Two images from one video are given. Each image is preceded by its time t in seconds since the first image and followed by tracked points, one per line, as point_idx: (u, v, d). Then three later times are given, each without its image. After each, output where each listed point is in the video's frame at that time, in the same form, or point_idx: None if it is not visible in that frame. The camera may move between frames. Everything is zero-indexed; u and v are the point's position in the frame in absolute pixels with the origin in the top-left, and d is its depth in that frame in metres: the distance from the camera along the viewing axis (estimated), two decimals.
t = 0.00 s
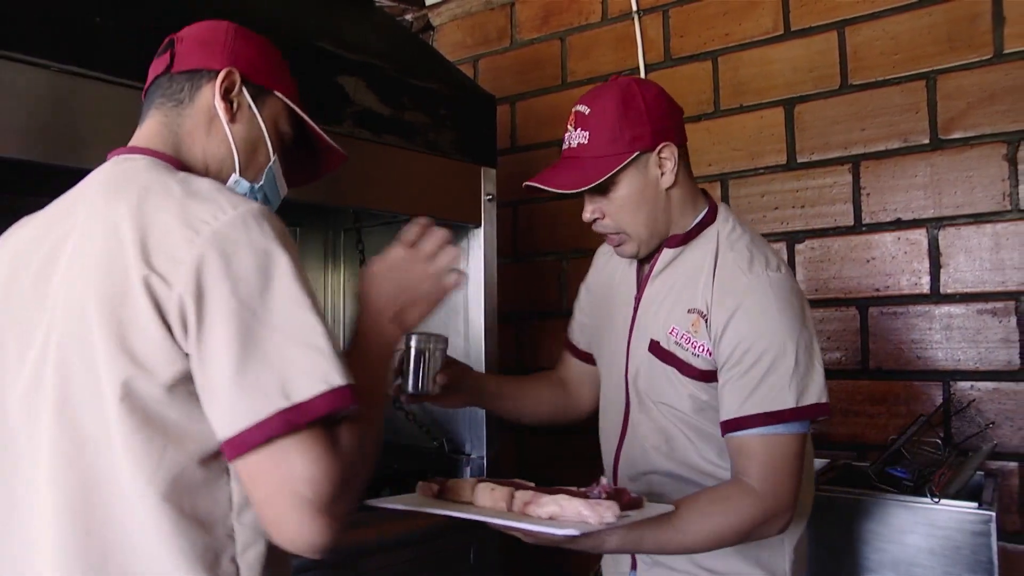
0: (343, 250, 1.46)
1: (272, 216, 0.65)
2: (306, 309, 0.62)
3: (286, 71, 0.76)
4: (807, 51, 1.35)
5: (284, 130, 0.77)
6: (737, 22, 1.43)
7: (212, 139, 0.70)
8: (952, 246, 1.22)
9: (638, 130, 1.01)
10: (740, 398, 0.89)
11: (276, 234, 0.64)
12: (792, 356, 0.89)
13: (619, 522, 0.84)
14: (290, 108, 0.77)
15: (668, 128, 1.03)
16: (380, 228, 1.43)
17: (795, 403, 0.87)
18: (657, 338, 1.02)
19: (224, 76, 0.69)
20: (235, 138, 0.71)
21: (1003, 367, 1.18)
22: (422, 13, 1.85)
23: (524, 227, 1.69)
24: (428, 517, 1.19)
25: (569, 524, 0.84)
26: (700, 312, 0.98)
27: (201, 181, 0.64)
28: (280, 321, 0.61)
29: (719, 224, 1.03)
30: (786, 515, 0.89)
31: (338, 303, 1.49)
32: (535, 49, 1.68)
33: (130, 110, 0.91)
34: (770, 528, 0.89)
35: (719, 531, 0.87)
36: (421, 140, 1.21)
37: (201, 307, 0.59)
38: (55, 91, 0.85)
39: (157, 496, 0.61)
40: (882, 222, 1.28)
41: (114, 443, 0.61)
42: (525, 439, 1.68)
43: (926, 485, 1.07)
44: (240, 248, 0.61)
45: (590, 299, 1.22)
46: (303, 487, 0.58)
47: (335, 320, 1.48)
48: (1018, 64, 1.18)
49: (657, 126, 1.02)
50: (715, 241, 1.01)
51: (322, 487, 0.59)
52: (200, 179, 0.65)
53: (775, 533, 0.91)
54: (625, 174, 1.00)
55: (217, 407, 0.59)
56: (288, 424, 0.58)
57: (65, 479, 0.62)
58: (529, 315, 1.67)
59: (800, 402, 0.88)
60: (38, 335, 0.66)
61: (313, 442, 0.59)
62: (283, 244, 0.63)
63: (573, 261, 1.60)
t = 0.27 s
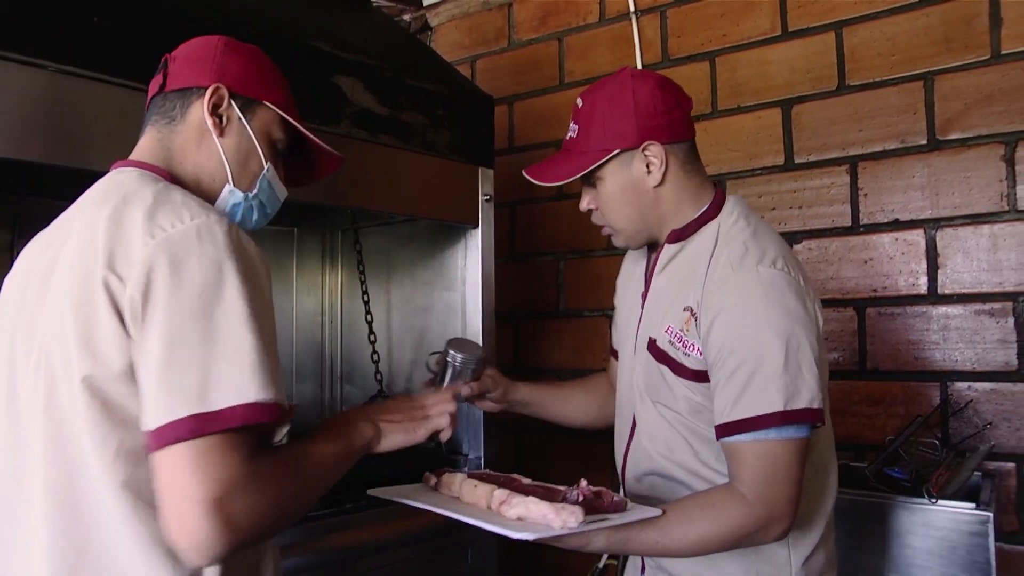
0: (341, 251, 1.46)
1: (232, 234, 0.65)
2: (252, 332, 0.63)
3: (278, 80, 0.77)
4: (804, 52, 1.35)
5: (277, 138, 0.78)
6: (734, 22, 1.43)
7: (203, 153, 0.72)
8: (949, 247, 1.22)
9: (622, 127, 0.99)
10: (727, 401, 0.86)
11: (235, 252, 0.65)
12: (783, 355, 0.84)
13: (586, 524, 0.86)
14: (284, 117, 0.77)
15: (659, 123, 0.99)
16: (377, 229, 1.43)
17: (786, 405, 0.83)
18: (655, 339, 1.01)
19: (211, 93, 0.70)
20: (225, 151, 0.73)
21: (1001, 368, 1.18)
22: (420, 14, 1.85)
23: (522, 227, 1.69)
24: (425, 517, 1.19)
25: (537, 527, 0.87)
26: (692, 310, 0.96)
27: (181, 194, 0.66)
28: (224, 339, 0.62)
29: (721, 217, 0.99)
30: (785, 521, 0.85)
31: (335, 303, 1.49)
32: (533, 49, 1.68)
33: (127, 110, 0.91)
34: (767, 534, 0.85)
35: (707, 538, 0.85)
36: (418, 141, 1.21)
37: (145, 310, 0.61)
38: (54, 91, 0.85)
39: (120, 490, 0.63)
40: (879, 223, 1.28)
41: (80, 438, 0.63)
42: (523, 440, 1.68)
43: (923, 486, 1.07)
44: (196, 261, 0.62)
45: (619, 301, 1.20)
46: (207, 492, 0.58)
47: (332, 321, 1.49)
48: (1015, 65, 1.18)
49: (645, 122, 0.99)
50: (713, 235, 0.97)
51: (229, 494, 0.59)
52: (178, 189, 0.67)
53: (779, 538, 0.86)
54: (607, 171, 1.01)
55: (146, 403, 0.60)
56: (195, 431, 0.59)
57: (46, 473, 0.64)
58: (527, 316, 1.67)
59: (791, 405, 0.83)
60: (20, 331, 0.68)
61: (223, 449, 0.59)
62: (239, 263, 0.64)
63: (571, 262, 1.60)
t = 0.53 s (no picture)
0: (340, 250, 1.45)
1: (226, 244, 0.64)
2: (246, 346, 0.62)
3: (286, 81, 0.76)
4: (803, 52, 1.35)
5: (284, 138, 0.77)
6: (733, 23, 1.43)
7: (211, 157, 0.71)
8: (948, 247, 1.22)
9: (630, 116, 0.99)
10: (724, 396, 0.86)
11: (230, 263, 0.64)
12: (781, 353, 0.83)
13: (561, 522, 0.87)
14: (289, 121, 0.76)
15: (667, 113, 0.99)
16: (375, 229, 1.43)
17: (783, 403, 0.82)
18: (660, 333, 1.02)
19: (221, 97, 0.70)
20: (236, 156, 0.72)
21: (1000, 368, 1.18)
22: (419, 14, 1.85)
23: (521, 227, 1.69)
24: (425, 517, 1.19)
25: (514, 525, 0.88)
26: (696, 305, 0.96)
27: (180, 201, 0.66)
28: (216, 353, 0.60)
29: (730, 213, 0.98)
30: (779, 524, 0.84)
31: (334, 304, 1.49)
32: (532, 50, 1.68)
33: (127, 111, 0.91)
34: (761, 536, 0.85)
35: (698, 536, 0.86)
36: (417, 141, 1.21)
37: (136, 321, 0.60)
38: (53, 91, 0.85)
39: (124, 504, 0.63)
40: (878, 223, 1.28)
41: (87, 453, 0.64)
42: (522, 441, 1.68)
43: (923, 486, 1.07)
44: (191, 273, 0.61)
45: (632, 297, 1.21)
46: (198, 503, 0.57)
47: (331, 321, 1.48)
48: (1014, 66, 1.18)
49: (653, 111, 0.99)
50: (721, 230, 0.97)
51: (220, 505, 0.57)
52: (182, 198, 0.66)
53: (775, 541, 0.86)
54: (616, 159, 1.01)
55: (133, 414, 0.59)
56: (182, 441, 0.57)
57: (59, 487, 0.65)
58: (526, 316, 1.67)
59: (788, 403, 0.82)
60: (27, 343, 0.69)
61: (212, 459, 0.58)
62: (234, 273, 0.63)
63: (570, 262, 1.60)
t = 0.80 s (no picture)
0: (341, 251, 1.45)
1: (239, 240, 0.64)
2: (266, 342, 0.62)
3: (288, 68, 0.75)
4: (803, 52, 1.35)
5: (287, 126, 0.77)
6: (734, 23, 1.43)
7: (214, 147, 0.71)
8: (949, 247, 1.22)
9: (643, 114, 0.98)
10: (724, 398, 0.86)
11: (245, 259, 0.63)
12: (783, 358, 0.84)
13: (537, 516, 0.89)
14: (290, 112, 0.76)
15: (677, 108, 0.99)
16: (376, 229, 1.43)
17: (780, 410, 0.83)
18: (664, 333, 1.02)
19: (223, 85, 0.69)
20: (238, 145, 0.71)
21: (1001, 368, 1.18)
22: (420, 14, 1.85)
23: (522, 228, 1.69)
24: (426, 517, 1.19)
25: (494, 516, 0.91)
26: (700, 306, 0.96)
27: (187, 197, 0.65)
28: (236, 350, 0.60)
29: (739, 213, 0.98)
30: (759, 530, 0.86)
31: (335, 304, 1.49)
32: (532, 50, 1.68)
33: (128, 111, 0.91)
34: (742, 540, 0.87)
35: (682, 538, 0.88)
36: (417, 141, 1.20)
37: (154, 324, 0.60)
38: (53, 91, 0.85)
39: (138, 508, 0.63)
40: (879, 223, 1.28)
41: (101, 454, 0.63)
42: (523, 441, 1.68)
43: (924, 486, 1.07)
44: (206, 271, 0.61)
45: (635, 295, 1.21)
46: (233, 502, 0.57)
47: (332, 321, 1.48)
48: (1014, 66, 1.18)
49: (663, 106, 0.98)
50: (729, 231, 0.96)
51: (254, 503, 0.58)
52: (187, 193, 0.66)
53: (758, 545, 0.88)
54: (632, 162, 1.00)
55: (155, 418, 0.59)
56: (211, 442, 0.57)
57: (74, 489, 0.64)
58: (527, 316, 1.67)
59: (786, 409, 0.83)
60: (39, 348, 0.69)
61: (242, 459, 0.58)
62: (249, 270, 0.63)
63: (571, 262, 1.60)
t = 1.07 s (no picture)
0: (343, 251, 1.45)
1: (238, 233, 0.62)
2: (245, 340, 0.59)
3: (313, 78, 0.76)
4: (805, 52, 1.35)
5: (308, 136, 0.77)
6: (736, 23, 1.43)
7: (233, 149, 0.71)
8: (951, 247, 1.22)
9: (651, 120, 0.98)
10: (712, 398, 0.87)
11: (241, 255, 0.61)
12: (771, 364, 0.84)
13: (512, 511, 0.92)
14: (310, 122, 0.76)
15: (686, 115, 0.99)
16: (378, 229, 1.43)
17: (765, 414, 0.84)
18: (660, 332, 1.02)
19: (247, 89, 0.69)
20: (258, 149, 0.71)
21: (1004, 368, 1.18)
22: (423, 14, 1.85)
23: (524, 227, 1.69)
24: (427, 517, 1.19)
25: (471, 510, 0.94)
26: (696, 307, 0.96)
27: (200, 194, 0.64)
28: (213, 346, 0.58)
29: (740, 216, 0.98)
30: (731, 530, 0.88)
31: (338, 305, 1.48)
32: (535, 50, 1.68)
33: (131, 111, 0.92)
34: (714, 538, 0.89)
35: (656, 532, 0.91)
36: (420, 141, 1.21)
37: (146, 314, 0.58)
38: (55, 90, 0.85)
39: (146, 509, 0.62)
40: (882, 223, 1.28)
41: (106, 453, 0.62)
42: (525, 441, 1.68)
43: (925, 486, 1.07)
44: (202, 262, 0.59)
45: (634, 294, 1.21)
46: (173, 499, 0.54)
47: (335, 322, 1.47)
48: (1016, 66, 1.18)
49: (671, 111, 0.98)
50: (729, 234, 0.96)
51: (197, 503, 0.54)
52: (201, 190, 0.65)
53: (732, 544, 0.90)
54: (637, 168, 1.00)
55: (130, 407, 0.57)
56: (162, 434, 0.54)
57: (77, 488, 0.64)
58: (529, 316, 1.67)
59: (770, 414, 0.84)
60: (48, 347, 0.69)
61: (192, 454, 0.55)
62: (245, 265, 0.61)
63: (573, 262, 1.60)
